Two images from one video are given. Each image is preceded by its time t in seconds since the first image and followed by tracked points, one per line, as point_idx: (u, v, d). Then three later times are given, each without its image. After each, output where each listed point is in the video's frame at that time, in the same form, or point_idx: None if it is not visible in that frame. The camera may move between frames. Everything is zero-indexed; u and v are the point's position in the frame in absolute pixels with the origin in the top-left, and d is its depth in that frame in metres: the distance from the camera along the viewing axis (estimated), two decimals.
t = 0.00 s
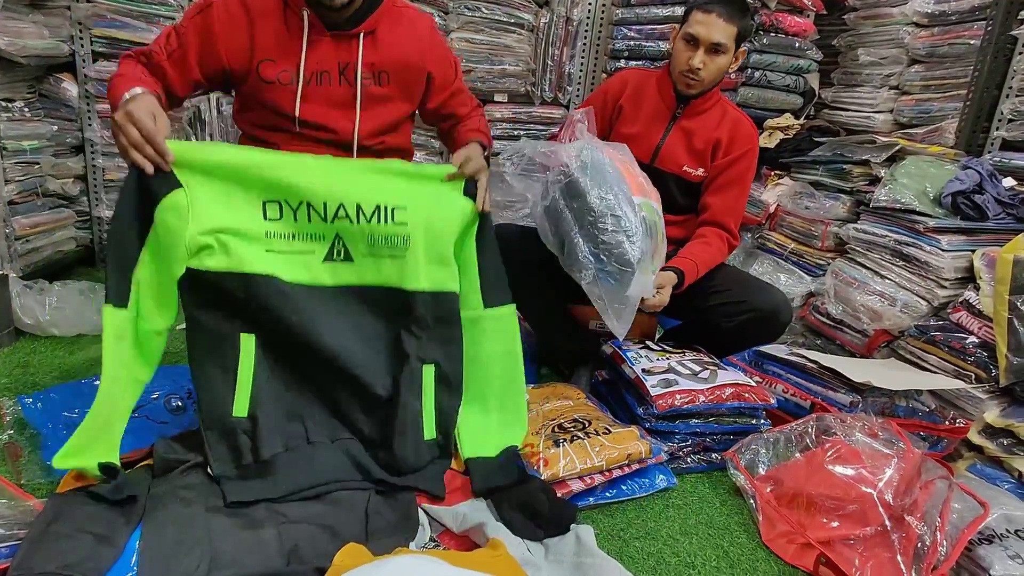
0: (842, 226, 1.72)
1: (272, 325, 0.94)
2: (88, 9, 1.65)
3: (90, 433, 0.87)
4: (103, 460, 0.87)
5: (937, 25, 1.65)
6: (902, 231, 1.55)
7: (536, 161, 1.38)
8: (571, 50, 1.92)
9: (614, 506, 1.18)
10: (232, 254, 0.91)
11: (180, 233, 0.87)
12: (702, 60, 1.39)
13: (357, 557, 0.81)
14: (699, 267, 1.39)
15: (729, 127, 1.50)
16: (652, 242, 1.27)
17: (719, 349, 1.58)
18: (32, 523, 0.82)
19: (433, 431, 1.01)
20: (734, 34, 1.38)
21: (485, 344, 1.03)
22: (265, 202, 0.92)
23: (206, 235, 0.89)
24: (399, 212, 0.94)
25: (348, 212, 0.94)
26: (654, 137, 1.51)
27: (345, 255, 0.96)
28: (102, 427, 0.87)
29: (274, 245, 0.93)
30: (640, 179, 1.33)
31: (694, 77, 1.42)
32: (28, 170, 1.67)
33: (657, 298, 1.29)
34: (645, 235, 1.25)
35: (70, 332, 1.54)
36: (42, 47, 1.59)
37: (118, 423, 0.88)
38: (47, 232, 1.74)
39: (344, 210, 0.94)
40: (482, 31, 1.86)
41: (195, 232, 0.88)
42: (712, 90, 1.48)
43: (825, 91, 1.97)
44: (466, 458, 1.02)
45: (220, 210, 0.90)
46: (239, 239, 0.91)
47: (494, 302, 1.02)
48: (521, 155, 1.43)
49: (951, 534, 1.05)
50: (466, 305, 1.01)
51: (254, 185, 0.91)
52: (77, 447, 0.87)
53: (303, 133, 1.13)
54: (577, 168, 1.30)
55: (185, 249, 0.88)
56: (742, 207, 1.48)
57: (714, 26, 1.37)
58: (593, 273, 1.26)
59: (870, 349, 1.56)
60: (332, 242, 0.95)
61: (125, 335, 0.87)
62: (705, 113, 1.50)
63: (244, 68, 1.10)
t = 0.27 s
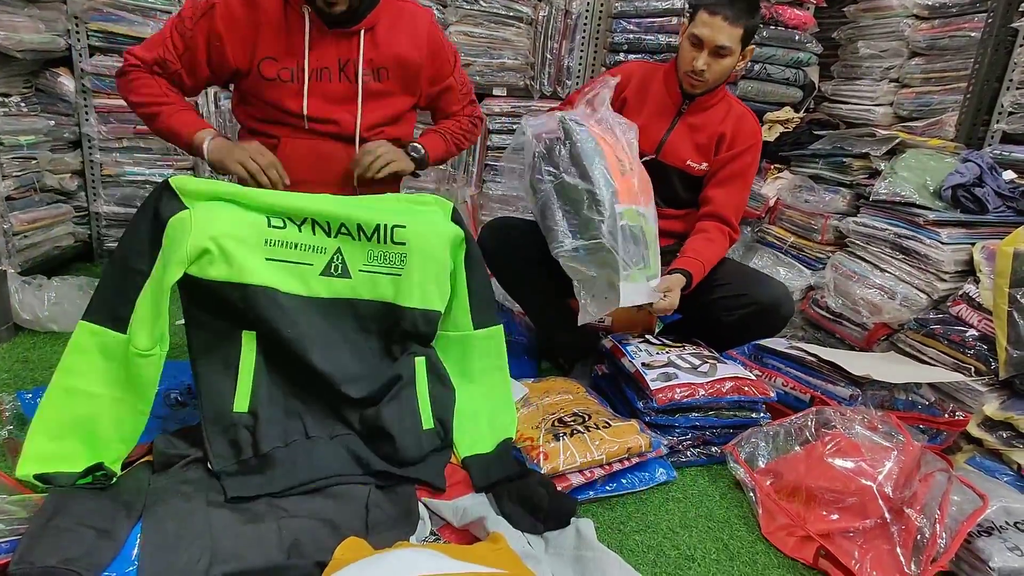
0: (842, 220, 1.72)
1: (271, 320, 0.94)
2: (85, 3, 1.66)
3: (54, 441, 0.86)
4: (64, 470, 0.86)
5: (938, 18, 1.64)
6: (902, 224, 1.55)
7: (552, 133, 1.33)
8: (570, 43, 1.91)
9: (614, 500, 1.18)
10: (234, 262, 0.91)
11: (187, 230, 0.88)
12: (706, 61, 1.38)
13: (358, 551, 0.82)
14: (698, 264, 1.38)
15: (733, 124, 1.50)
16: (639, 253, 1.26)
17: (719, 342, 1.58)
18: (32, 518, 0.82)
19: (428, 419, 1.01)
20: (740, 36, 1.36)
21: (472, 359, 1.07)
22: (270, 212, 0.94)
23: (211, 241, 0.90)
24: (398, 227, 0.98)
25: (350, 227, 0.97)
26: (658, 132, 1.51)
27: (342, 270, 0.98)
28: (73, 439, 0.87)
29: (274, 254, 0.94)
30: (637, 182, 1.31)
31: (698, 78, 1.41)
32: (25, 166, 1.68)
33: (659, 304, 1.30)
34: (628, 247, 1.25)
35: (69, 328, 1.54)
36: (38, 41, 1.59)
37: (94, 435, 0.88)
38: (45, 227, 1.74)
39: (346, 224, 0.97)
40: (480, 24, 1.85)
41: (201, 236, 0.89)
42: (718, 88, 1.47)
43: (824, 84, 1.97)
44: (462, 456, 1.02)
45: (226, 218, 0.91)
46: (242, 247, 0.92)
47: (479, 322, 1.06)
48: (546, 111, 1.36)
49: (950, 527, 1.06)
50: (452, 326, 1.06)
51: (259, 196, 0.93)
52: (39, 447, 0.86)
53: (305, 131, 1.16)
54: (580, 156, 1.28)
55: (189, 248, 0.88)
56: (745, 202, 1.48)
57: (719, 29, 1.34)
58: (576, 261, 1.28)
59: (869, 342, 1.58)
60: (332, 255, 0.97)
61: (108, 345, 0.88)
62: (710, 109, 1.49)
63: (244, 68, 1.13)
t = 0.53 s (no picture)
0: (841, 214, 1.72)
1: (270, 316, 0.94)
2: None
3: (57, 438, 0.87)
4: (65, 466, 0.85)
5: (937, 11, 1.64)
6: (901, 218, 1.54)
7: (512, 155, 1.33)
8: (568, 38, 1.91)
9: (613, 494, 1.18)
10: (231, 260, 0.91)
11: (183, 228, 0.89)
12: (704, 54, 1.39)
13: (358, 546, 0.82)
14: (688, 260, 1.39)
15: (732, 116, 1.49)
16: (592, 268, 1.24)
17: (717, 336, 1.58)
18: (30, 514, 0.82)
19: (428, 415, 1.01)
20: (739, 30, 1.36)
21: (471, 355, 1.06)
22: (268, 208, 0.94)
23: (207, 238, 0.90)
24: (398, 222, 0.97)
25: (350, 223, 0.97)
26: (657, 122, 1.52)
27: (343, 265, 0.97)
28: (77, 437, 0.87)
29: (273, 250, 0.94)
30: (597, 195, 1.28)
31: (697, 70, 1.41)
32: (21, 162, 1.68)
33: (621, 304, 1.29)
34: (588, 264, 1.23)
35: (66, 324, 1.53)
36: (33, 37, 1.59)
37: (96, 433, 0.88)
38: (42, 224, 1.74)
39: (346, 219, 0.96)
40: (478, 19, 1.85)
41: (197, 234, 0.89)
42: (718, 80, 1.46)
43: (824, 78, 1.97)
44: (462, 451, 1.02)
45: (222, 216, 0.91)
46: (239, 244, 0.92)
47: (480, 318, 1.06)
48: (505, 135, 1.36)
49: (948, 521, 1.06)
50: (453, 322, 1.06)
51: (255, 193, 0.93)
52: (42, 442, 0.86)
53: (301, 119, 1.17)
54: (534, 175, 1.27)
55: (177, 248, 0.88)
56: (738, 194, 1.47)
57: (717, 22, 1.34)
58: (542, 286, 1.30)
59: (868, 336, 1.57)
60: (332, 250, 0.97)
61: (113, 342, 0.89)
62: (710, 101, 1.49)
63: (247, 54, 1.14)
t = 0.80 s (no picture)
0: (841, 207, 1.72)
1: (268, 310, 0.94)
2: None
3: (68, 423, 0.85)
4: (74, 450, 0.84)
5: (937, 3, 1.63)
6: (902, 211, 1.54)
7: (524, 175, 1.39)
8: (567, 31, 1.90)
9: (614, 487, 1.18)
10: (221, 264, 0.90)
11: (175, 233, 0.88)
12: (697, 46, 1.38)
13: (359, 540, 0.82)
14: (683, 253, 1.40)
15: (726, 109, 1.48)
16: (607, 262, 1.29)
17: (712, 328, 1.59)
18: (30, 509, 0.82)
19: (428, 410, 1.01)
20: (732, 21, 1.35)
21: (473, 353, 1.06)
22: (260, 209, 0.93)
23: (197, 241, 0.89)
24: (396, 219, 0.97)
25: (347, 221, 0.96)
26: (649, 113, 1.52)
27: (342, 263, 0.97)
28: (89, 423, 0.86)
29: (268, 251, 0.94)
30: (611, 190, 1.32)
31: (690, 63, 1.41)
32: (17, 157, 1.67)
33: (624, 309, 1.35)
34: (604, 258, 1.29)
35: (64, 320, 1.53)
36: (27, 31, 1.58)
37: (105, 424, 0.87)
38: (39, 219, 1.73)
39: (343, 217, 0.96)
40: (477, 12, 1.84)
41: (186, 239, 0.88)
42: (711, 71, 1.46)
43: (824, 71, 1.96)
44: (462, 445, 1.02)
45: (212, 220, 0.90)
46: (231, 248, 0.91)
47: (479, 313, 1.06)
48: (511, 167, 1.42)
49: (948, 513, 1.06)
50: (452, 317, 1.05)
51: (243, 197, 0.92)
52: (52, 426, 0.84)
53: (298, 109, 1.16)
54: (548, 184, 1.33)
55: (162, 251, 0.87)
56: (735, 188, 1.47)
57: (710, 14, 1.34)
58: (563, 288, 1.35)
59: (868, 329, 1.58)
60: (329, 249, 0.96)
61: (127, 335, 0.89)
62: (702, 93, 1.49)
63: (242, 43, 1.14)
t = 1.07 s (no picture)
0: (841, 198, 1.71)
1: (265, 302, 0.93)
2: None
3: (58, 419, 0.84)
4: (65, 446, 0.83)
5: None
6: (902, 201, 1.54)
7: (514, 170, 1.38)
8: (566, 21, 1.89)
9: (613, 479, 1.18)
10: (215, 258, 0.89)
11: (167, 225, 0.86)
12: (692, 37, 1.36)
13: (358, 531, 0.81)
14: (704, 236, 1.39)
15: (727, 95, 1.48)
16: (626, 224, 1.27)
17: (719, 321, 1.58)
18: (25, 501, 0.81)
19: (423, 398, 1.00)
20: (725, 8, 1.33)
21: (475, 352, 1.05)
22: (254, 201, 0.91)
23: (191, 236, 0.87)
24: (390, 218, 0.95)
25: (340, 209, 0.96)
26: (648, 105, 1.50)
27: (331, 254, 0.97)
28: (80, 419, 0.86)
29: (261, 243, 0.93)
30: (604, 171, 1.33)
31: (685, 54, 1.39)
32: (11, 149, 1.66)
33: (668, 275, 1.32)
34: (628, 239, 1.27)
35: (59, 313, 1.52)
36: (20, 21, 1.56)
37: (97, 419, 0.87)
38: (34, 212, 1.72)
39: (336, 206, 0.96)
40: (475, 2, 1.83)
41: (180, 234, 0.86)
42: (706, 59, 1.45)
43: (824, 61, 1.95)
44: (460, 438, 1.01)
45: (206, 214, 0.88)
46: (225, 241, 0.90)
47: (478, 316, 1.04)
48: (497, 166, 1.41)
49: (948, 503, 1.06)
50: (450, 315, 1.04)
51: (237, 189, 0.91)
52: (43, 421, 0.84)
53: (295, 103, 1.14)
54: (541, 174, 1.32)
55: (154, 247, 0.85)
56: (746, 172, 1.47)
57: (703, 5, 1.32)
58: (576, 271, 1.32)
59: (868, 321, 1.57)
60: (321, 238, 0.96)
61: (118, 328, 0.88)
62: (700, 79, 1.47)
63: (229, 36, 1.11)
